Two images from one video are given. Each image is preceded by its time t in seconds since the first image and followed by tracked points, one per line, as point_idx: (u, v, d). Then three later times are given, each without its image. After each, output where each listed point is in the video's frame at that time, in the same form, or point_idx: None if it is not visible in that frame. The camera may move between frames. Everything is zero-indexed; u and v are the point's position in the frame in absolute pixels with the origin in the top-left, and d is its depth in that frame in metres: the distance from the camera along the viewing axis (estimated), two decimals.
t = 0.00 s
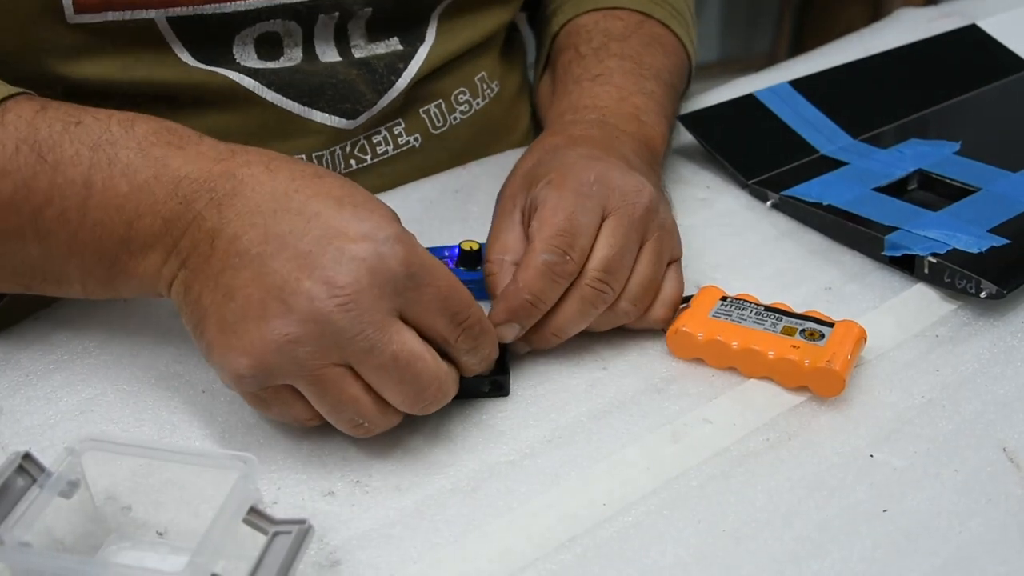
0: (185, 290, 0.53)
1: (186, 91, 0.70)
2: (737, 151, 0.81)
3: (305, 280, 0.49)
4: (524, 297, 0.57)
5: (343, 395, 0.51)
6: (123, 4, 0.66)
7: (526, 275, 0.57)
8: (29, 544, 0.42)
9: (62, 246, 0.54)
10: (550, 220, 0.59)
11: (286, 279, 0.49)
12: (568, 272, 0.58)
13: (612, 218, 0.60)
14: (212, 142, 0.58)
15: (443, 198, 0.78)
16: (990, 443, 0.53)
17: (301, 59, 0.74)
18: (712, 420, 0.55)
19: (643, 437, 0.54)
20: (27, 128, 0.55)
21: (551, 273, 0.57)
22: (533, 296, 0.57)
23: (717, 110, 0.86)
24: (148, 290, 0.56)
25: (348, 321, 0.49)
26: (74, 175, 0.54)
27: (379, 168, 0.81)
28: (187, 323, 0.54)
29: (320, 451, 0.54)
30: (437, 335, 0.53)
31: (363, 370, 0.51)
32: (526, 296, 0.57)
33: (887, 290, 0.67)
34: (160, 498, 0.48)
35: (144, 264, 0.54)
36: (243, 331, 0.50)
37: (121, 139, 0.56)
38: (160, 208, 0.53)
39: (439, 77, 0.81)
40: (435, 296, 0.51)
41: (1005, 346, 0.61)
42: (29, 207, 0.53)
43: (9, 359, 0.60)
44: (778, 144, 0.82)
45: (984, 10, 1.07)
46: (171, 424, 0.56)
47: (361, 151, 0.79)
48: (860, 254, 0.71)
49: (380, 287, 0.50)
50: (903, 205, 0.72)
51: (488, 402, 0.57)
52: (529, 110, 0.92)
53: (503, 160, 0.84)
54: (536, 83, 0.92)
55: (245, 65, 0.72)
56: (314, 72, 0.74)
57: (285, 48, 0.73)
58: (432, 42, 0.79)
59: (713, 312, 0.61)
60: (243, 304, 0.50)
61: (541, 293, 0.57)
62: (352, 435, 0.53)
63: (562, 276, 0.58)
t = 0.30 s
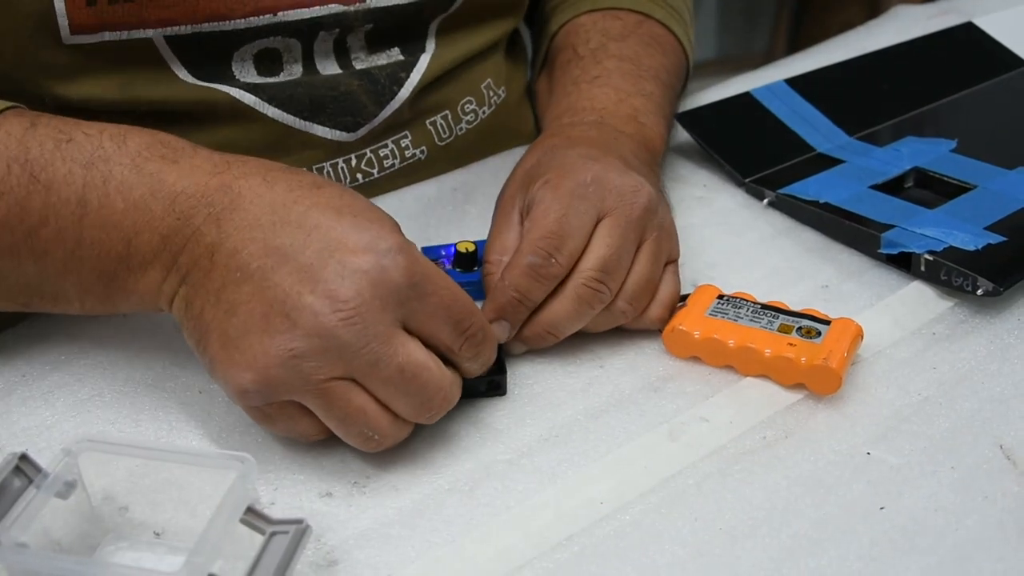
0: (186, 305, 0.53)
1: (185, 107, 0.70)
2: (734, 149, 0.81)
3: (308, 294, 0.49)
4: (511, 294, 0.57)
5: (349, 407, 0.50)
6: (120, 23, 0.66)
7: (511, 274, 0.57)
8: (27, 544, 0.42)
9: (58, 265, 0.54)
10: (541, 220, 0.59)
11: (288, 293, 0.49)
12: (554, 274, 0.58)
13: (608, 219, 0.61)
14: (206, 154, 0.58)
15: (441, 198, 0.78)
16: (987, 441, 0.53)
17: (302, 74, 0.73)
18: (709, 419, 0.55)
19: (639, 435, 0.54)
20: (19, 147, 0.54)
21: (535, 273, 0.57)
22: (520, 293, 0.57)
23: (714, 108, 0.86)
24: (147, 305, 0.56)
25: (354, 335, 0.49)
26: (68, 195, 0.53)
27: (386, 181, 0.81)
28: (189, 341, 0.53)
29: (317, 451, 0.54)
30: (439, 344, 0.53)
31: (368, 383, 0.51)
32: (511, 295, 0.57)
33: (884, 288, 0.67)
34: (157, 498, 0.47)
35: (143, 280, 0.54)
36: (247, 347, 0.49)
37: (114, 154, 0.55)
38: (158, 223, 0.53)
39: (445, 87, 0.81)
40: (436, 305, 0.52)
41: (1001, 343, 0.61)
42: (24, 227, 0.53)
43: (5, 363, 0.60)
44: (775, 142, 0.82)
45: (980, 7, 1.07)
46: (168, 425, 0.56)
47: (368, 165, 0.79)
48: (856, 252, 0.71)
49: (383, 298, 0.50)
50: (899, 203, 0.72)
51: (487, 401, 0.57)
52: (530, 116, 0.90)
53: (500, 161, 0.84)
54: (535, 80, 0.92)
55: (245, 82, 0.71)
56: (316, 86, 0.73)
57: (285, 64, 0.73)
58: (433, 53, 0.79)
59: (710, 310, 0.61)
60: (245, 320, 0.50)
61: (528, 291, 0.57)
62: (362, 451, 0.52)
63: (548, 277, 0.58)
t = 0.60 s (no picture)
0: (192, 292, 0.53)
1: (186, 85, 0.70)
2: (732, 149, 0.81)
3: (314, 288, 0.49)
4: (502, 293, 0.57)
5: (350, 401, 0.51)
6: None
7: (502, 273, 0.57)
8: (23, 543, 0.42)
9: (63, 242, 0.54)
10: (531, 217, 0.59)
11: (293, 286, 0.49)
12: (544, 271, 0.58)
13: (600, 215, 0.61)
14: (219, 139, 0.57)
15: (439, 197, 0.78)
16: (985, 441, 0.53)
17: (296, 50, 0.73)
18: (706, 418, 0.55)
19: (637, 434, 0.54)
20: (29, 120, 0.54)
21: (526, 271, 0.57)
22: (511, 292, 0.57)
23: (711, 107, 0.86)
24: (150, 288, 0.56)
25: (357, 332, 0.49)
26: (77, 173, 0.53)
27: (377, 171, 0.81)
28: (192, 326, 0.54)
29: (315, 450, 0.54)
30: (441, 345, 0.53)
31: (370, 378, 0.51)
32: (502, 294, 0.57)
33: (882, 288, 0.67)
34: (155, 496, 0.47)
35: (149, 263, 0.54)
36: (252, 338, 0.50)
37: (126, 135, 0.55)
38: (166, 209, 0.53)
39: (437, 79, 0.81)
40: (440, 306, 0.52)
41: (999, 343, 0.61)
42: (31, 202, 0.53)
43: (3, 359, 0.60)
44: (773, 142, 0.82)
45: (979, 6, 1.07)
46: (166, 424, 0.56)
47: (359, 154, 0.79)
48: (854, 252, 0.71)
49: (389, 295, 0.50)
50: (897, 202, 0.72)
51: (484, 400, 0.58)
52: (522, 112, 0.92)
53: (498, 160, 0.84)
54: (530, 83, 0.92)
55: (239, 56, 0.71)
56: (308, 72, 0.73)
57: (281, 39, 0.72)
58: (428, 40, 0.79)
59: (708, 309, 0.61)
60: (250, 310, 0.50)
61: (519, 289, 0.57)
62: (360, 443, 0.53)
63: (538, 274, 0.58)
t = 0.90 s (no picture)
0: (176, 270, 0.53)
1: (192, 73, 0.70)
2: (729, 148, 0.81)
3: (298, 257, 0.49)
4: (485, 296, 0.57)
5: (333, 374, 0.51)
6: None
7: (485, 273, 0.57)
8: (22, 545, 0.42)
9: (48, 218, 0.54)
10: (515, 216, 0.59)
11: (279, 255, 0.50)
12: (529, 266, 0.58)
13: (587, 214, 0.60)
14: (211, 133, 0.59)
15: (436, 197, 0.78)
16: (982, 439, 0.53)
17: (308, 38, 0.74)
18: (704, 417, 0.55)
19: (635, 434, 0.54)
20: (25, 98, 0.55)
21: (509, 269, 0.57)
22: (495, 293, 0.57)
23: (708, 107, 0.86)
24: (135, 273, 0.56)
25: (341, 297, 0.49)
26: (68, 149, 0.54)
27: (376, 164, 0.81)
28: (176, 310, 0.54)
29: (312, 451, 0.54)
30: (427, 324, 0.53)
31: (353, 349, 0.51)
32: (487, 295, 0.57)
33: (879, 286, 0.67)
34: (152, 497, 0.47)
35: (134, 244, 0.54)
36: (238, 309, 0.49)
37: (119, 117, 0.56)
38: (153, 186, 0.53)
39: (440, 75, 0.82)
40: (425, 279, 0.52)
41: (997, 341, 0.61)
42: (21, 175, 0.53)
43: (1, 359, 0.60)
44: (769, 141, 0.82)
45: (976, 5, 1.07)
46: (163, 424, 0.56)
47: (357, 145, 0.80)
48: (851, 250, 0.71)
49: (373, 266, 0.50)
50: (894, 201, 0.72)
51: (480, 399, 0.58)
52: (522, 113, 0.92)
53: (496, 160, 0.84)
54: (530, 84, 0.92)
55: (250, 43, 0.71)
56: (317, 64, 0.74)
57: (293, 25, 0.73)
58: (440, 33, 0.79)
59: (706, 309, 0.61)
60: (235, 282, 0.50)
61: (502, 289, 0.57)
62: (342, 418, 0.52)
63: (522, 272, 0.58)
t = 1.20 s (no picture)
0: (179, 241, 0.53)
1: (196, 68, 0.70)
2: (729, 149, 0.81)
3: (306, 233, 0.50)
4: (480, 304, 0.57)
5: (326, 355, 0.50)
6: None
7: (479, 281, 0.58)
8: (22, 545, 0.42)
9: (54, 189, 0.53)
10: (509, 223, 0.59)
11: (284, 233, 0.50)
12: (525, 271, 0.58)
13: (582, 220, 0.60)
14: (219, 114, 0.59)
15: (436, 197, 0.78)
16: (982, 440, 0.53)
17: (313, 32, 0.73)
18: (703, 417, 0.55)
19: (635, 434, 0.54)
20: (32, 75, 0.55)
21: (502, 277, 0.58)
22: (490, 302, 0.57)
23: (708, 107, 0.86)
24: (139, 246, 0.56)
25: (345, 276, 0.49)
26: (74, 119, 0.54)
27: (376, 164, 0.81)
28: (175, 285, 0.53)
29: (311, 450, 0.54)
30: (426, 320, 0.53)
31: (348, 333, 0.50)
32: (483, 304, 0.57)
33: (878, 287, 0.67)
34: (153, 497, 0.47)
35: (136, 214, 0.54)
36: (238, 280, 0.49)
37: (127, 93, 0.56)
38: (161, 155, 0.54)
39: (440, 76, 0.82)
40: (427, 270, 0.52)
41: (996, 342, 0.61)
42: (25, 146, 0.53)
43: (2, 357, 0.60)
44: (769, 141, 0.82)
45: (976, 5, 1.07)
46: (163, 424, 0.56)
47: (358, 144, 0.80)
48: (850, 250, 0.71)
49: (380, 248, 0.50)
50: (894, 202, 0.72)
51: (479, 399, 0.58)
52: (523, 113, 0.92)
53: (496, 160, 0.84)
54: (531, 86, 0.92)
55: (254, 38, 0.71)
56: (321, 61, 0.74)
57: (298, 20, 0.73)
58: (446, 29, 0.79)
59: (705, 309, 0.61)
60: (237, 255, 0.50)
61: (497, 298, 0.58)
62: (328, 403, 0.52)
63: (516, 280, 0.58)
